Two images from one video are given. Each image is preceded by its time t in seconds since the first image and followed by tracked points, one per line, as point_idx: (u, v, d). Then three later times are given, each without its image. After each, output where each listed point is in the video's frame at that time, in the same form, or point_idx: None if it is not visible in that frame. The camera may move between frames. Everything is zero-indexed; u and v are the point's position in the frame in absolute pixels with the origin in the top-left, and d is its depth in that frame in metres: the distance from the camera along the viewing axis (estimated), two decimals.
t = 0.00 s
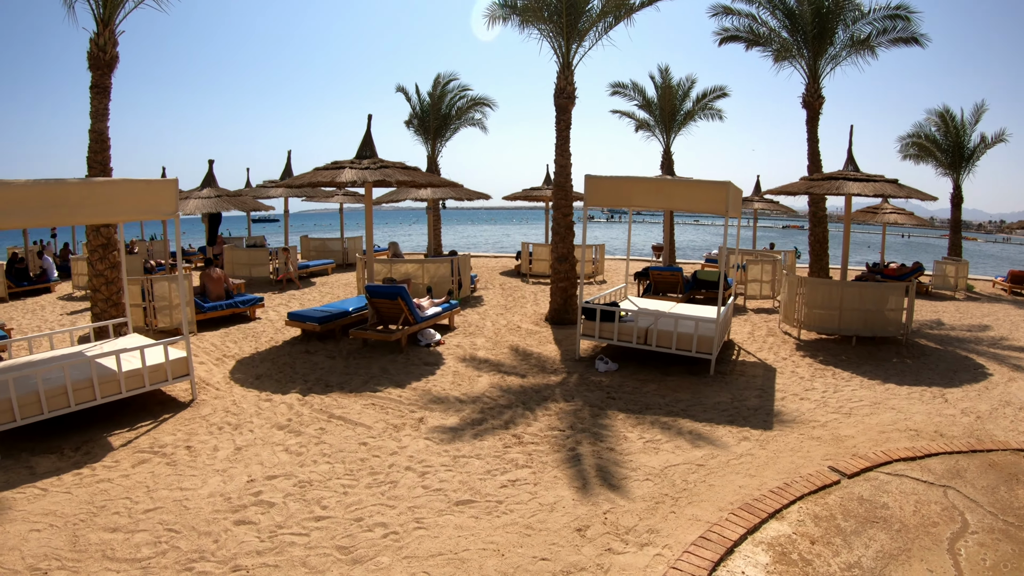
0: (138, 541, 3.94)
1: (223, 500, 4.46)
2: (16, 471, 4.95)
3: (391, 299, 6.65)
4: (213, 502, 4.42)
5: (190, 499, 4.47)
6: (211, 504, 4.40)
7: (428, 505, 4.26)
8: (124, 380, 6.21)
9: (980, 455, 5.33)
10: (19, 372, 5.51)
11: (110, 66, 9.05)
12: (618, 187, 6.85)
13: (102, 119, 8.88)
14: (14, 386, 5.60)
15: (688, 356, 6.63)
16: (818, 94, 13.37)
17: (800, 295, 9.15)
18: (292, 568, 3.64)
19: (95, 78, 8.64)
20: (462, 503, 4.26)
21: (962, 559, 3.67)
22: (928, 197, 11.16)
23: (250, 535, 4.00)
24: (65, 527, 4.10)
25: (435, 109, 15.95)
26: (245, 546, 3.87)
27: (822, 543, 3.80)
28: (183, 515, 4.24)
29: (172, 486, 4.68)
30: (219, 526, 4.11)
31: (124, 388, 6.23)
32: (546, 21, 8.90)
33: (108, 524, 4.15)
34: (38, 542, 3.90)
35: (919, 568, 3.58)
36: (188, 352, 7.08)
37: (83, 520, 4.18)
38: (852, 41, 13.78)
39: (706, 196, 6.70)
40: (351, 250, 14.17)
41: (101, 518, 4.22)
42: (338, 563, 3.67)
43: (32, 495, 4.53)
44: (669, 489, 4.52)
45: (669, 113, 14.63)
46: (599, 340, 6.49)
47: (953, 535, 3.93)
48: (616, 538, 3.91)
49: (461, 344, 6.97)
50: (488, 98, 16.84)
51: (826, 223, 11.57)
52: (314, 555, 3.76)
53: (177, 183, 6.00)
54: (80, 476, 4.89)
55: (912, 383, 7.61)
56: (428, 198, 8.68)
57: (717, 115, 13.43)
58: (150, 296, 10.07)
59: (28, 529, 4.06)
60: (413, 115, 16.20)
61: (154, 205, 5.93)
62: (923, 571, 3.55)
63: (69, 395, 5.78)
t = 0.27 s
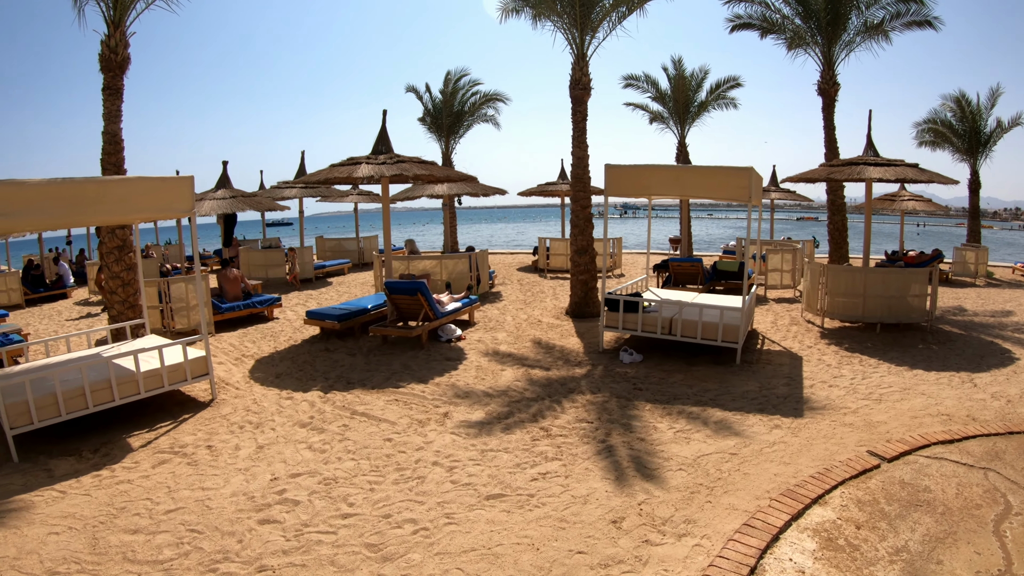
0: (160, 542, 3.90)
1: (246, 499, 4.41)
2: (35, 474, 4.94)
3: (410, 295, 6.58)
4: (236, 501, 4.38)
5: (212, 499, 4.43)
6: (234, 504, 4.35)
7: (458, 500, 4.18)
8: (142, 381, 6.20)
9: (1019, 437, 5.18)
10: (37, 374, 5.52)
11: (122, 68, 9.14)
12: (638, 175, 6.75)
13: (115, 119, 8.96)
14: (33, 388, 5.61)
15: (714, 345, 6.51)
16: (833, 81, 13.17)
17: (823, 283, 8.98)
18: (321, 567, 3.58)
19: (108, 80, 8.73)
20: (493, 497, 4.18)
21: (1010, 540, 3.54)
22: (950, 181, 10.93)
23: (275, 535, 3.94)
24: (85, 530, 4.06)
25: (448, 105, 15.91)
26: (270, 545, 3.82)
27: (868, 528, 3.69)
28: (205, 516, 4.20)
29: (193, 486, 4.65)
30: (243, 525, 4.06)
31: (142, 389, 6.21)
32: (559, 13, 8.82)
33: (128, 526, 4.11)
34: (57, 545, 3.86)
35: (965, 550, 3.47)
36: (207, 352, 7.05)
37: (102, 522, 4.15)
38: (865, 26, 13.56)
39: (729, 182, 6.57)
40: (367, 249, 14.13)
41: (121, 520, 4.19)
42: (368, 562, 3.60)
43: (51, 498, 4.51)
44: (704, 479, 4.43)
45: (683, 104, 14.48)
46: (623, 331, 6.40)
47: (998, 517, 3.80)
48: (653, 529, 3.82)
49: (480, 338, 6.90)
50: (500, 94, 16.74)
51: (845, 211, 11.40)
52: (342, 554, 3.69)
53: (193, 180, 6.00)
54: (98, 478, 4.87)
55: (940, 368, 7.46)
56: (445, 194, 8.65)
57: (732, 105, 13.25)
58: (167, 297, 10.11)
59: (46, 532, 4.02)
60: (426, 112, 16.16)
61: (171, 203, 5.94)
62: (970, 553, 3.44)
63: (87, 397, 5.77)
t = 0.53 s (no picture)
0: (201, 515, 3.83)
1: (287, 469, 4.33)
2: (71, 455, 4.92)
3: (439, 267, 6.59)
4: (277, 472, 4.30)
5: (252, 471, 4.36)
6: (274, 474, 4.28)
7: (504, 462, 4.07)
8: (172, 359, 6.21)
9: None
10: (66, 356, 5.52)
11: (138, 53, 9.19)
12: (665, 139, 6.66)
13: (134, 103, 9.00)
14: (63, 370, 5.63)
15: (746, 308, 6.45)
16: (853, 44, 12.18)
17: (851, 247, 8.82)
18: (370, 532, 3.50)
19: (125, 64, 8.77)
20: (540, 458, 4.06)
21: None
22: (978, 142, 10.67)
23: (320, 503, 3.86)
24: (123, 507, 4.00)
25: (464, 82, 15.79)
26: (316, 513, 3.73)
27: (924, 473, 3.65)
28: (247, 487, 4.13)
29: (231, 460, 4.58)
30: (286, 495, 3.98)
31: (174, 366, 6.22)
32: None
33: (168, 500, 4.05)
34: (94, 523, 3.81)
35: None
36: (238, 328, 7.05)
37: (140, 499, 4.09)
38: None
39: (758, 143, 6.43)
40: (388, 230, 14.26)
41: (160, 495, 4.13)
42: (417, 525, 3.52)
43: (88, 477, 4.47)
44: (750, 436, 4.37)
45: (701, 74, 14.22)
46: (654, 296, 6.39)
47: None
48: (704, 484, 3.72)
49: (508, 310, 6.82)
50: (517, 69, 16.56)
51: (869, 175, 11.19)
52: (390, 518, 3.61)
53: (217, 154, 5.89)
54: (134, 456, 4.83)
55: (975, 327, 7.34)
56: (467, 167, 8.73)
57: (749, 73, 13.02)
58: (192, 280, 10.22)
59: (83, 511, 3.97)
60: (443, 90, 16.06)
61: (197, 178, 5.86)
62: None
63: (118, 376, 5.78)
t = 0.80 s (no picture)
0: (227, 501, 3.74)
1: (314, 455, 4.26)
2: (93, 439, 4.87)
3: (463, 255, 6.65)
4: (305, 458, 4.22)
5: (279, 456, 4.27)
6: (302, 460, 4.20)
7: (535, 451, 4.02)
8: (195, 342, 6.20)
9: None
10: (88, 338, 5.52)
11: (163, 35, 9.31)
12: (693, 131, 6.66)
13: (159, 87, 9.11)
14: (86, 352, 5.64)
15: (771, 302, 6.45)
16: (876, 41, 11.82)
17: (875, 244, 8.69)
18: (400, 520, 3.43)
19: (149, 47, 8.90)
20: (570, 448, 4.01)
21: None
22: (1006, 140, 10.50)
23: (348, 489, 3.78)
24: (147, 491, 3.91)
25: (486, 71, 15.83)
26: (345, 501, 3.65)
27: (958, 467, 3.63)
28: (274, 473, 4.04)
29: (258, 445, 4.50)
30: (315, 481, 3.91)
31: (197, 349, 6.22)
32: None
33: (193, 485, 3.95)
34: (117, 507, 3.73)
35: None
36: (262, 312, 7.04)
37: (164, 483, 4.00)
38: None
39: (786, 137, 6.31)
40: (407, 219, 14.47)
41: (185, 480, 4.04)
42: (451, 513, 3.46)
43: (109, 461, 4.39)
44: (781, 429, 4.33)
45: (723, 67, 14.12)
46: (680, 288, 6.44)
47: None
48: (737, 476, 3.67)
49: (532, 302, 6.76)
50: (540, 60, 16.52)
51: (892, 171, 11.06)
52: (422, 506, 3.54)
53: (244, 138, 5.88)
54: (157, 441, 4.75)
55: (1001, 326, 7.25)
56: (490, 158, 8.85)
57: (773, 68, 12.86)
58: (214, 265, 10.30)
59: (106, 495, 3.89)
60: (465, 80, 16.17)
61: (225, 161, 5.86)
62: None
63: (140, 359, 5.79)
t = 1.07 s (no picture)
0: (261, 507, 3.71)
1: (350, 462, 4.22)
2: (125, 439, 5.00)
3: (499, 261, 6.82)
4: (340, 465, 4.19)
5: (313, 462, 4.25)
6: (337, 467, 4.17)
7: (575, 463, 3.93)
8: (229, 345, 6.36)
9: None
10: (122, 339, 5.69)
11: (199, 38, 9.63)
12: (731, 139, 6.65)
13: (194, 89, 9.41)
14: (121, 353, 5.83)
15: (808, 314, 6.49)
16: (914, 48, 11.71)
17: (912, 257, 8.52)
18: (440, 532, 3.34)
19: (185, 50, 9.25)
20: (611, 460, 3.93)
21: None
22: None
23: (386, 499, 3.72)
24: (180, 494, 3.93)
25: (519, 78, 16.02)
26: (382, 510, 3.59)
27: (1008, 487, 3.57)
28: (308, 480, 4.02)
29: (292, 450, 4.50)
30: (351, 489, 3.85)
31: (230, 352, 6.37)
32: None
33: (226, 490, 3.95)
34: (148, 511, 3.73)
35: None
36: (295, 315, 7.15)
37: (197, 487, 4.01)
38: None
39: (825, 146, 6.36)
40: (438, 224, 15.15)
41: (218, 484, 4.05)
42: (491, 526, 3.37)
43: (140, 463, 4.45)
44: (823, 443, 4.31)
45: (757, 75, 14.06)
46: (716, 299, 6.56)
47: None
48: (779, 492, 3.61)
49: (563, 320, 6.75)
50: (571, 68, 16.67)
51: (928, 182, 10.87)
52: (461, 517, 3.47)
53: (281, 140, 6.04)
54: (189, 443, 4.83)
55: None
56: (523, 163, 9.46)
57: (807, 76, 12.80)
58: (247, 268, 10.55)
59: (137, 497, 3.93)
60: (497, 88, 16.33)
61: (261, 163, 6.04)
62: None
63: (173, 359, 5.94)
